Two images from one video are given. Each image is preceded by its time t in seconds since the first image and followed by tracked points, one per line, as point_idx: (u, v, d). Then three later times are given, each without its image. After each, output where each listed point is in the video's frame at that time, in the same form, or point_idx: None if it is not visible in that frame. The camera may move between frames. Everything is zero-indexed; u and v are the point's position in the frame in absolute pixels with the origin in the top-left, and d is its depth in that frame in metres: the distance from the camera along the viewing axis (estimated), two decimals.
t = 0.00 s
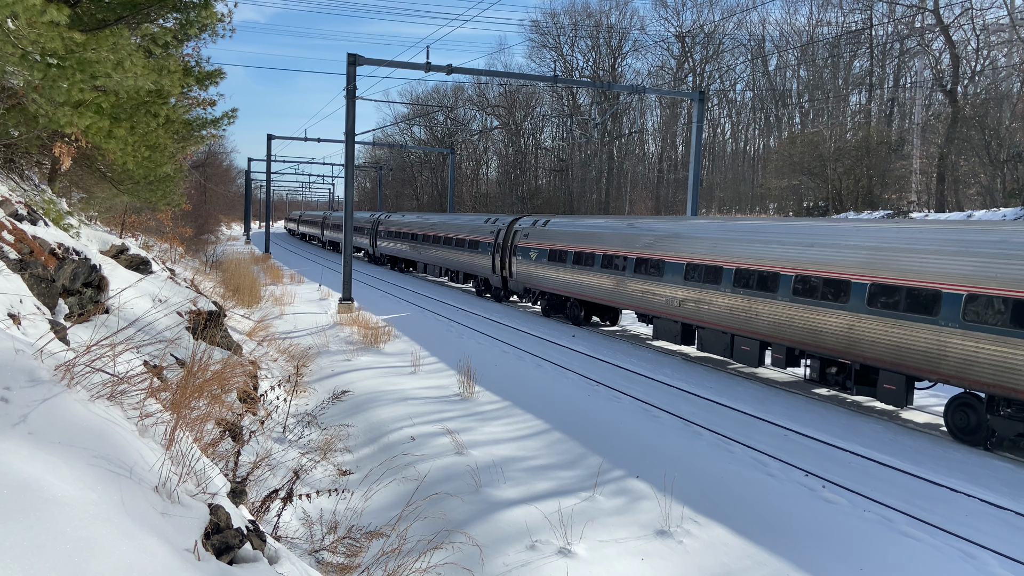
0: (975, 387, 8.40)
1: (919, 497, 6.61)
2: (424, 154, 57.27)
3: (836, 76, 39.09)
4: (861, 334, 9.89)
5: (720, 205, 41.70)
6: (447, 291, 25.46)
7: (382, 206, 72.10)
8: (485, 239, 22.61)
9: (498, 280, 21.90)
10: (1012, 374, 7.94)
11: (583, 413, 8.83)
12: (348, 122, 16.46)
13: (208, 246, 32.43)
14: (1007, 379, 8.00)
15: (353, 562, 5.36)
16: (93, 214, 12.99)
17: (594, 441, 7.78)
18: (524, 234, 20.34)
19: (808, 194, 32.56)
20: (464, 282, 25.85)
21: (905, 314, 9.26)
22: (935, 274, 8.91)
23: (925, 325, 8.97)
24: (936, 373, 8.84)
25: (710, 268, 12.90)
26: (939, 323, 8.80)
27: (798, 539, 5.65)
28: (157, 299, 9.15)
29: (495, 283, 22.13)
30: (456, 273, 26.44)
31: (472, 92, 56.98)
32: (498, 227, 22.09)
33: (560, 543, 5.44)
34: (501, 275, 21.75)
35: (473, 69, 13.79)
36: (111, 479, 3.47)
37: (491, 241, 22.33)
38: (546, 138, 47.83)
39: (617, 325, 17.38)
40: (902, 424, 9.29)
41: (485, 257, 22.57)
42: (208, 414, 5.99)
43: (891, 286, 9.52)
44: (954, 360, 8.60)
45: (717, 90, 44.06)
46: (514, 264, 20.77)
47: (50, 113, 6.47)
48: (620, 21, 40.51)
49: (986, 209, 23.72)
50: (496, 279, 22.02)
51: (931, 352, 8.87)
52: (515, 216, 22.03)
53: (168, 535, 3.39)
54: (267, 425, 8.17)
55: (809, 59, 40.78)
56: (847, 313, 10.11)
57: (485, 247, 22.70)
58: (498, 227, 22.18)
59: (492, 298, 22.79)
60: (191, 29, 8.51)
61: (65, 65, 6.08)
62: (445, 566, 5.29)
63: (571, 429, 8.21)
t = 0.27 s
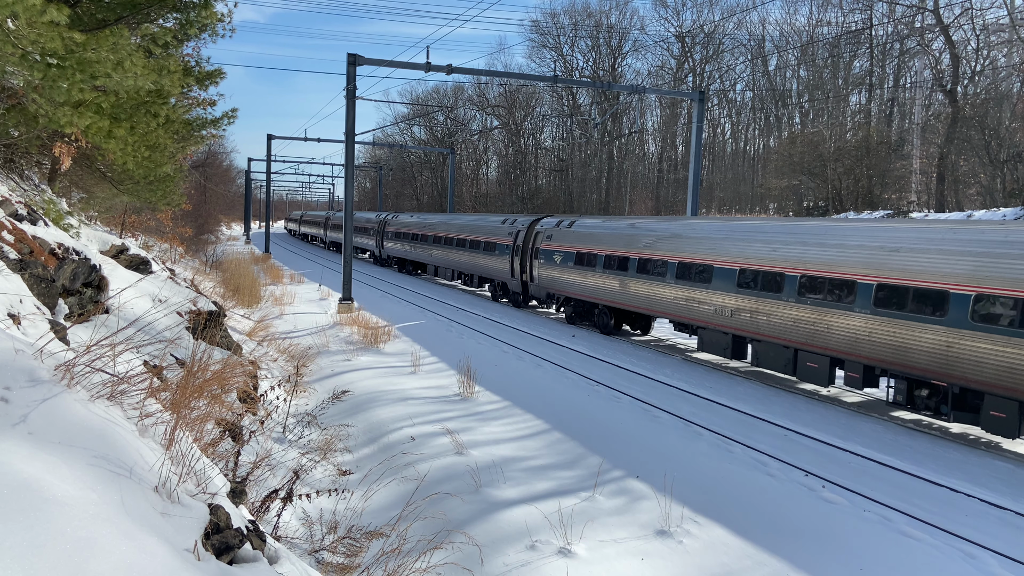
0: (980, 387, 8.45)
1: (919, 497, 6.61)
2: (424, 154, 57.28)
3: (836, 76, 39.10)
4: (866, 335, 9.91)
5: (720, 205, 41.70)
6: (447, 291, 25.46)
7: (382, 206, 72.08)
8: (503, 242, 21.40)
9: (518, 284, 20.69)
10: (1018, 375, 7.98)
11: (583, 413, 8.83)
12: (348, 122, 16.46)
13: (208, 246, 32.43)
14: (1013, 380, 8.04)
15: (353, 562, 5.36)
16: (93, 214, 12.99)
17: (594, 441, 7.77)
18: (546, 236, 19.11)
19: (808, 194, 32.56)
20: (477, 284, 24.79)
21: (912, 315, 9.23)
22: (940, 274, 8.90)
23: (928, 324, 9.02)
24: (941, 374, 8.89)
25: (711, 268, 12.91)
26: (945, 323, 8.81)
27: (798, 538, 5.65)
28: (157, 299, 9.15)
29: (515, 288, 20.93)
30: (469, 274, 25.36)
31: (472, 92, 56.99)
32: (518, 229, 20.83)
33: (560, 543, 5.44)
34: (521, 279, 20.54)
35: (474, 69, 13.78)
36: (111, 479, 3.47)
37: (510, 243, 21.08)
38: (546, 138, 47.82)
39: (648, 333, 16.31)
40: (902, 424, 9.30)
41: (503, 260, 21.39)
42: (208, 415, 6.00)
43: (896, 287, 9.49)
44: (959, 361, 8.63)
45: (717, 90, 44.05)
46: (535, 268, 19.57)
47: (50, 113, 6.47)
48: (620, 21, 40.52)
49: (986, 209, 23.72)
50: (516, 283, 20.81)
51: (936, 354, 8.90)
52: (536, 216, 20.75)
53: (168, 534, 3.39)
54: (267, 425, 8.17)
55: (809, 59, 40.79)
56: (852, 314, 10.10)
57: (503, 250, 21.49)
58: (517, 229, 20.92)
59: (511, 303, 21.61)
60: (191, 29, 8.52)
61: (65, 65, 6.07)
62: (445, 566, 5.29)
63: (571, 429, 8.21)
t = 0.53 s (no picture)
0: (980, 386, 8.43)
1: (919, 497, 6.61)
2: (424, 154, 57.28)
3: (836, 76, 39.11)
4: (867, 335, 9.86)
5: (720, 205, 41.71)
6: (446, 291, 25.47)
7: (381, 205, 72.04)
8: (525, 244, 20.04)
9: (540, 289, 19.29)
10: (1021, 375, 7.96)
11: (583, 413, 8.82)
12: (348, 122, 16.45)
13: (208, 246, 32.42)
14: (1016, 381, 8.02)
15: (353, 562, 5.36)
16: (93, 214, 12.99)
17: (594, 441, 7.77)
18: (573, 238, 17.75)
19: (808, 194, 32.56)
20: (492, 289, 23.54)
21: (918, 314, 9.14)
22: (942, 274, 8.88)
23: (929, 325, 8.98)
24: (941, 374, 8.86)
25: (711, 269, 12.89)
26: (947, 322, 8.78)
27: (798, 538, 5.65)
28: (157, 299, 9.15)
29: (537, 293, 19.51)
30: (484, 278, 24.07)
31: (471, 92, 56.99)
32: (541, 230, 19.46)
33: (560, 543, 5.43)
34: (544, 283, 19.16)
35: (474, 69, 13.78)
36: (111, 479, 3.47)
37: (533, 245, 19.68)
38: (546, 138, 47.79)
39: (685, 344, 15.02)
40: (902, 423, 9.29)
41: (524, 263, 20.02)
42: (208, 415, 5.99)
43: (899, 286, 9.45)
44: (960, 361, 8.61)
45: (717, 90, 44.05)
46: (560, 271, 18.20)
47: (50, 113, 6.47)
48: (620, 21, 40.52)
49: (986, 209, 23.71)
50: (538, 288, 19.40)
51: (938, 354, 8.86)
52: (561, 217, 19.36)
53: (168, 534, 3.39)
54: (267, 425, 8.17)
55: (809, 59, 40.80)
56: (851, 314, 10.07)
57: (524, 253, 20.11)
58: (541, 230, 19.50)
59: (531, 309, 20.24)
60: (191, 29, 8.52)
61: (65, 65, 6.07)
62: (445, 566, 5.28)
63: (571, 430, 8.20)
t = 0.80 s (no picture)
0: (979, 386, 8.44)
1: (919, 496, 6.61)
2: (423, 154, 57.28)
3: (836, 76, 39.11)
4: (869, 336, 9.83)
5: (720, 205, 41.72)
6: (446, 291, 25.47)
7: (381, 205, 72.01)
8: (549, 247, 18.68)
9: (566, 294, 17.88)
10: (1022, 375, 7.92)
11: (584, 413, 8.82)
12: (348, 122, 16.45)
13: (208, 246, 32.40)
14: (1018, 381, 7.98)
15: (353, 562, 5.36)
16: (93, 214, 13.00)
17: (594, 441, 7.77)
18: (603, 240, 16.33)
19: (808, 194, 32.56)
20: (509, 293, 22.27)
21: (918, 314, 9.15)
22: (943, 274, 8.87)
23: (925, 324, 9.02)
24: (938, 374, 8.88)
25: (711, 269, 12.89)
26: (942, 322, 8.82)
27: (798, 538, 5.65)
28: (157, 299, 9.15)
29: (563, 298, 18.08)
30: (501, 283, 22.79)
31: (472, 92, 56.98)
32: (568, 231, 18.07)
33: (560, 543, 5.43)
34: (570, 288, 17.75)
35: (474, 69, 13.79)
36: (111, 479, 3.47)
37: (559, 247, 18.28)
38: (546, 138, 47.78)
39: (728, 354, 13.70)
40: (902, 423, 9.29)
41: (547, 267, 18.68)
42: (208, 415, 5.99)
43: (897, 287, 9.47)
44: (963, 361, 8.57)
45: (717, 90, 44.03)
46: (587, 276, 16.81)
47: (50, 113, 6.47)
48: (620, 21, 40.53)
49: (986, 209, 23.70)
50: (563, 293, 17.99)
51: (940, 354, 8.83)
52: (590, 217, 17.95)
53: (168, 534, 3.39)
54: (267, 425, 8.16)
55: (808, 60, 40.81)
56: (849, 314, 10.10)
57: (547, 256, 18.76)
58: (569, 231, 18.08)
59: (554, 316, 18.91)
60: (191, 29, 8.52)
61: (65, 65, 6.08)
62: (445, 566, 5.28)
63: (571, 430, 8.21)
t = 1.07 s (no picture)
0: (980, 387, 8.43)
1: (919, 497, 6.61)
2: (423, 154, 57.28)
3: (836, 76, 39.11)
4: (868, 336, 9.85)
5: (720, 205, 41.73)
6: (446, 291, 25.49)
7: (381, 205, 71.97)
8: (577, 250, 17.22)
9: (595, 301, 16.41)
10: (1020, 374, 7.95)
11: (584, 413, 8.82)
12: (348, 122, 16.44)
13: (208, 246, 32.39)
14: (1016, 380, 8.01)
15: (353, 562, 5.36)
16: (93, 214, 13.00)
17: (594, 441, 7.77)
18: (638, 242, 14.84)
19: (808, 194, 32.56)
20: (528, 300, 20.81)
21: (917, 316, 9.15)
22: (943, 274, 8.87)
23: (927, 324, 9.01)
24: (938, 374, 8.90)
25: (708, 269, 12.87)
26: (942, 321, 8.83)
27: (798, 538, 5.66)
28: (157, 299, 9.15)
29: (593, 305, 16.59)
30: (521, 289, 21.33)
31: (471, 92, 56.98)
32: (599, 232, 16.59)
33: (560, 543, 5.43)
34: (600, 294, 16.28)
35: (474, 69, 13.78)
36: (112, 479, 3.47)
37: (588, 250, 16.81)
38: (547, 138, 47.77)
39: (780, 369, 12.27)
40: (902, 424, 9.30)
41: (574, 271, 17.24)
42: (208, 414, 6.00)
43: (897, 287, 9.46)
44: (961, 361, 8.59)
45: (717, 90, 44.03)
46: (620, 281, 15.35)
47: (50, 113, 6.48)
48: (620, 21, 40.52)
49: (986, 209, 23.71)
50: (592, 300, 16.52)
51: (939, 354, 8.85)
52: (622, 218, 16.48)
53: (168, 534, 3.39)
54: (267, 425, 8.16)
55: (809, 60, 40.81)
56: (852, 314, 10.08)
57: (574, 260, 17.32)
58: (600, 232, 16.58)
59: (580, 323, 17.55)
60: (191, 29, 8.52)
61: (65, 65, 6.07)
62: (445, 566, 5.28)
63: (571, 430, 8.21)
